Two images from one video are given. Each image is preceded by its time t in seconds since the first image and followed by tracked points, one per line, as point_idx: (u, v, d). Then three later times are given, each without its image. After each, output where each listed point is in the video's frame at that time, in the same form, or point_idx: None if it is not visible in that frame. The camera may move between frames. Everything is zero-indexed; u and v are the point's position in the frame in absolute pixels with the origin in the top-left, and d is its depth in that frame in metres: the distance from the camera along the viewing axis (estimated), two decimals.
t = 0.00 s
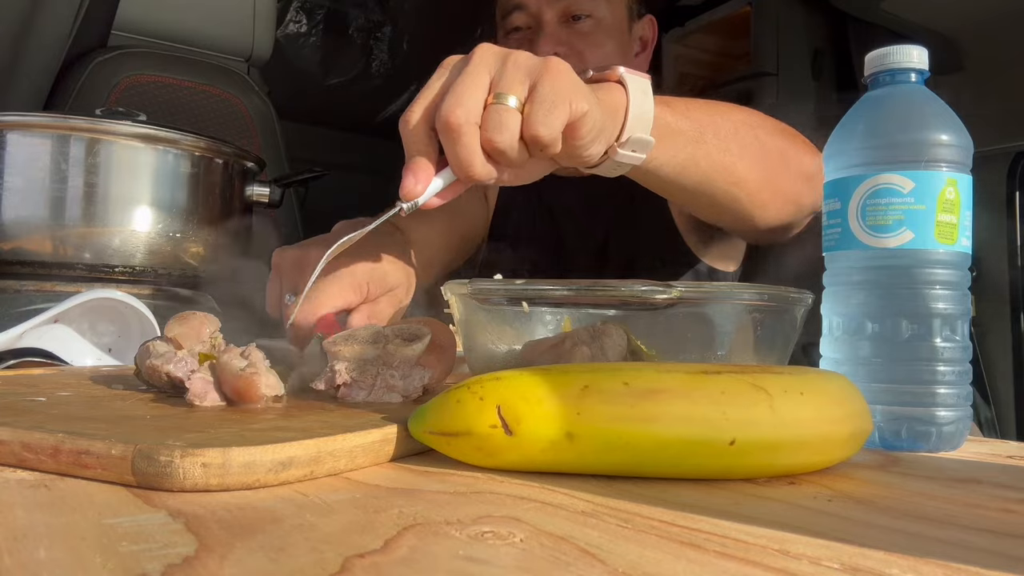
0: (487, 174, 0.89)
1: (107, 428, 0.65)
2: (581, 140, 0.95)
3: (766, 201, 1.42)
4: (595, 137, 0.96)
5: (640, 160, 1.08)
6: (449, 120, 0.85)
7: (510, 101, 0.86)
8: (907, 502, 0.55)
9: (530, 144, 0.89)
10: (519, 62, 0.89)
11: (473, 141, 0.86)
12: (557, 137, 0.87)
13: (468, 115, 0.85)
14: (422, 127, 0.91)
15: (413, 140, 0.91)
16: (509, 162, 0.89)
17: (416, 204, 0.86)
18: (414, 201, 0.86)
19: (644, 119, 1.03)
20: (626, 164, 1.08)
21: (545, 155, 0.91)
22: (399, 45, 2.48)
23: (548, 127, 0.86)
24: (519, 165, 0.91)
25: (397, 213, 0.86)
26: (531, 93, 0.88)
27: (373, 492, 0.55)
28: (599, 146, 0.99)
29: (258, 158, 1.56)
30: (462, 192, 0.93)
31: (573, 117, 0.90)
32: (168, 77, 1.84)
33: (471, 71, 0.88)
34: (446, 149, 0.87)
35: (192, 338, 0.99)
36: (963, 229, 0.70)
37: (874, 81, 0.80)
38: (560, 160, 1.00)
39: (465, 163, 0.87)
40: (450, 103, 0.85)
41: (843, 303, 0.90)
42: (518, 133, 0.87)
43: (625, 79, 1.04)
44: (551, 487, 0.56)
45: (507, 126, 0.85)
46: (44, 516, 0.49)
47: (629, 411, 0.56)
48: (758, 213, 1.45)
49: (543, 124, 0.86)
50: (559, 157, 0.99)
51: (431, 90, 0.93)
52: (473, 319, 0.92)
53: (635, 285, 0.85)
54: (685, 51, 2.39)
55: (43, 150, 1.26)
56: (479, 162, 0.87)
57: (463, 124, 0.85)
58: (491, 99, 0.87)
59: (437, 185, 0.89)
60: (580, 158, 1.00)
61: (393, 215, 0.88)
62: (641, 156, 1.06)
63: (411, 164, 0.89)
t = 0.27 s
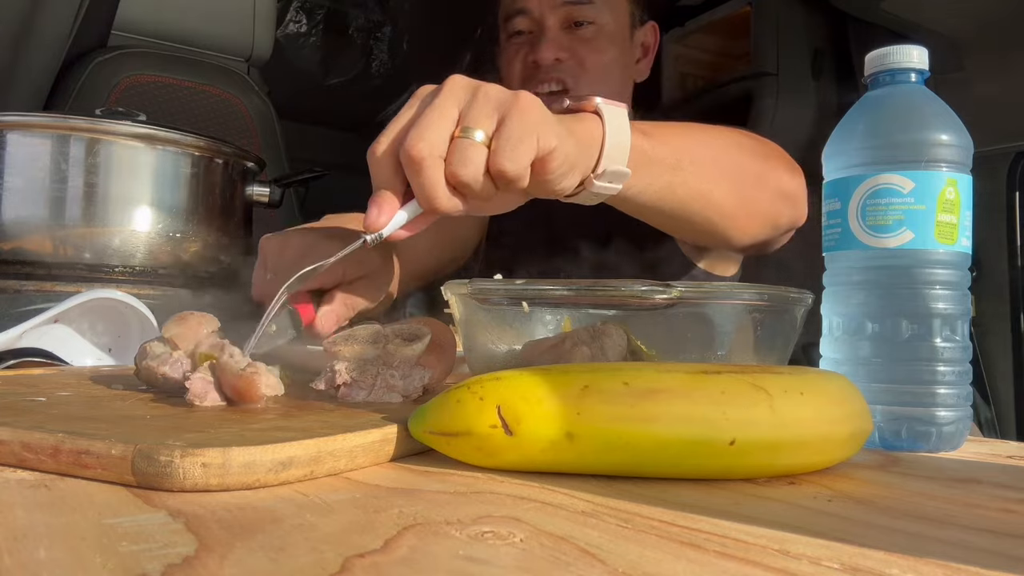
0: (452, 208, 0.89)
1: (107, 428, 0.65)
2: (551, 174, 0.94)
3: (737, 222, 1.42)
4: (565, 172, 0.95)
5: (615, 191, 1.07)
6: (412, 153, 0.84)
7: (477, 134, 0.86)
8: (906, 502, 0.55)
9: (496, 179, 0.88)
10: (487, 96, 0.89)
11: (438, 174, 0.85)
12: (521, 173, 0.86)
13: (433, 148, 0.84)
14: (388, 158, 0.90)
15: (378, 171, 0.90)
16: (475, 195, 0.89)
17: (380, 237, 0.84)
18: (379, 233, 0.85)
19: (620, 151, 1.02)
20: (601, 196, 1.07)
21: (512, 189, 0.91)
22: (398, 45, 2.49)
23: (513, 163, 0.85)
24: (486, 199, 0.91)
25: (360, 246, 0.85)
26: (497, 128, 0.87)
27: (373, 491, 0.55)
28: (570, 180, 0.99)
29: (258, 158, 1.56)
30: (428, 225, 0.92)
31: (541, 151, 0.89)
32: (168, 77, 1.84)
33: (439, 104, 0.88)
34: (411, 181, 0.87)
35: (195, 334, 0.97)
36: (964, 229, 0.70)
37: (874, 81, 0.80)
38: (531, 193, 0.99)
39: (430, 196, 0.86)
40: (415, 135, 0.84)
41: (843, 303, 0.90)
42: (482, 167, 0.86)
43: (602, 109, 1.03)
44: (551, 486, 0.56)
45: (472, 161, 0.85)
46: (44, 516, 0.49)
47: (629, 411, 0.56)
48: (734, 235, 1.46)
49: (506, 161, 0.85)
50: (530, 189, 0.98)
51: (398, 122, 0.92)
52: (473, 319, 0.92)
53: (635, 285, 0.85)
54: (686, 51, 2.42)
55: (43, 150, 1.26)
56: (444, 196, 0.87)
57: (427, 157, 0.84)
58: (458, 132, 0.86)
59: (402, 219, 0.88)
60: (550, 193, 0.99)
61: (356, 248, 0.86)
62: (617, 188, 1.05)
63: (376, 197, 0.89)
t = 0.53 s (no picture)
0: (439, 195, 0.88)
1: (107, 428, 0.65)
2: (541, 164, 0.93)
3: (737, 216, 1.43)
4: (555, 161, 0.94)
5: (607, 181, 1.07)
6: (397, 140, 0.83)
7: (464, 122, 0.85)
8: (906, 502, 0.55)
9: (483, 167, 0.87)
10: (474, 84, 0.88)
11: (424, 162, 0.84)
12: (509, 160, 0.85)
13: (419, 136, 0.84)
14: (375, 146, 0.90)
15: (365, 159, 0.90)
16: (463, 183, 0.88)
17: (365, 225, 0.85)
18: (364, 221, 0.86)
19: (609, 142, 1.02)
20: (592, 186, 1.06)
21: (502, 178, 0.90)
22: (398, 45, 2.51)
23: (500, 151, 0.84)
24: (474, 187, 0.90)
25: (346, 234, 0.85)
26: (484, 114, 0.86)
27: (373, 491, 0.55)
28: (560, 169, 0.98)
29: (258, 158, 1.56)
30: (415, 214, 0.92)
31: (530, 139, 0.88)
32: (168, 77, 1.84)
33: (426, 92, 0.87)
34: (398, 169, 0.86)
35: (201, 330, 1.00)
36: (964, 229, 0.70)
37: (874, 81, 0.80)
38: (521, 182, 0.98)
39: (416, 184, 0.86)
40: (400, 123, 0.84)
41: (843, 303, 0.90)
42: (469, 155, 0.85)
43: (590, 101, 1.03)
44: (551, 487, 0.56)
45: (459, 148, 0.84)
46: (44, 516, 0.49)
47: (629, 411, 0.56)
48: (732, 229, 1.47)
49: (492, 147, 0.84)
50: (520, 179, 0.97)
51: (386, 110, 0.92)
52: (473, 319, 0.92)
53: (635, 285, 0.85)
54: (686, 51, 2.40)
55: (43, 150, 1.26)
56: (430, 184, 0.86)
57: (412, 144, 0.84)
58: (445, 119, 0.86)
59: (388, 207, 0.88)
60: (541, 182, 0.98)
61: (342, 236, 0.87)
62: (608, 179, 1.04)
63: (363, 185, 0.89)
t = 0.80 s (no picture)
0: (420, 199, 0.88)
1: (107, 428, 0.65)
2: (522, 162, 0.92)
3: (720, 214, 1.42)
4: (537, 158, 0.93)
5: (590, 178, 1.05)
6: (374, 146, 0.83)
7: (442, 124, 0.85)
8: (907, 502, 0.55)
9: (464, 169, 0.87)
10: (451, 83, 0.87)
11: (403, 167, 0.85)
12: (488, 160, 0.85)
13: (396, 140, 0.84)
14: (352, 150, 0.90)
15: (343, 164, 0.90)
16: (443, 185, 0.89)
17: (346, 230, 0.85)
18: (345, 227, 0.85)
19: (592, 138, 1.00)
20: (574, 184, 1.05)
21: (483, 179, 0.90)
22: (399, 45, 2.52)
23: (479, 152, 0.84)
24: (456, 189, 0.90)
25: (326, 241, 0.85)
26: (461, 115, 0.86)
27: (373, 491, 0.55)
28: (543, 166, 0.97)
29: (258, 158, 1.56)
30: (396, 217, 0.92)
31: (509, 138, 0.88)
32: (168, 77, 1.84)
33: (401, 94, 0.87)
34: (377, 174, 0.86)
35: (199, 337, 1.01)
36: (963, 229, 0.70)
37: (874, 81, 0.80)
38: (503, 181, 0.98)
39: (396, 189, 0.86)
40: (376, 127, 0.84)
41: (843, 303, 0.90)
42: (448, 157, 0.85)
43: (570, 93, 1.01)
44: (551, 487, 0.56)
45: (437, 152, 0.84)
46: (44, 516, 0.49)
47: (629, 411, 0.56)
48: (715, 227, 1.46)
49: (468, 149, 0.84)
50: (502, 177, 0.96)
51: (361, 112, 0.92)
52: (472, 319, 0.92)
53: (635, 285, 0.84)
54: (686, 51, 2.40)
55: (43, 150, 1.26)
56: (411, 187, 0.86)
57: (390, 150, 0.83)
58: (422, 122, 0.85)
59: (368, 211, 0.88)
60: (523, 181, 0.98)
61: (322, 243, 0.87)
62: (589, 175, 1.01)
63: (341, 189, 0.89)
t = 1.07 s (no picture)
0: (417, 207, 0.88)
1: (106, 428, 0.65)
2: (511, 152, 0.92)
3: (709, 207, 1.41)
4: (525, 147, 0.93)
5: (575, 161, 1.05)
6: (365, 166, 0.83)
7: (429, 129, 0.83)
8: (906, 502, 0.55)
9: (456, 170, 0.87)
10: (431, 84, 0.86)
11: (397, 179, 0.84)
12: (479, 162, 0.84)
13: (386, 154, 0.82)
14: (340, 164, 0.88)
15: (333, 180, 0.88)
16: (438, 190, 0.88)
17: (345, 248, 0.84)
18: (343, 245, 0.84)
19: (576, 123, 0.99)
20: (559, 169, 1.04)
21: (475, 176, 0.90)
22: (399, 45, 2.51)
23: (471, 153, 0.84)
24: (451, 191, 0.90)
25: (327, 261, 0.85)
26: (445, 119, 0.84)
27: (373, 492, 0.55)
28: (530, 154, 0.96)
29: (258, 158, 1.56)
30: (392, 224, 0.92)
31: (497, 132, 0.87)
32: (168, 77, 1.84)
33: (382, 102, 0.85)
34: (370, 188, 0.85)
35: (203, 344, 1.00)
36: (964, 229, 0.70)
37: (874, 81, 0.80)
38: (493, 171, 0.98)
39: (392, 201, 0.85)
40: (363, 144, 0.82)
41: (843, 303, 0.90)
42: (439, 162, 0.85)
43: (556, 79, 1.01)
44: (551, 487, 0.56)
45: (429, 159, 0.84)
46: (44, 516, 0.49)
47: (629, 411, 0.56)
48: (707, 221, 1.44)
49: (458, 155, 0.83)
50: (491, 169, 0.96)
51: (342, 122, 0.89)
52: (472, 319, 0.92)
53: (635, 285, 0.84)
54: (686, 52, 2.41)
55: (43, 150, 1.26)
56: (407, 198, 0.86)
57: (382, 166, 0.83)
58: (408, 129, 0.84)
59: (366, 224, 0.88)
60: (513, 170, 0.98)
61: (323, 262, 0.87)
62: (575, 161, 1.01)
63: (335, 208, 0.87)
